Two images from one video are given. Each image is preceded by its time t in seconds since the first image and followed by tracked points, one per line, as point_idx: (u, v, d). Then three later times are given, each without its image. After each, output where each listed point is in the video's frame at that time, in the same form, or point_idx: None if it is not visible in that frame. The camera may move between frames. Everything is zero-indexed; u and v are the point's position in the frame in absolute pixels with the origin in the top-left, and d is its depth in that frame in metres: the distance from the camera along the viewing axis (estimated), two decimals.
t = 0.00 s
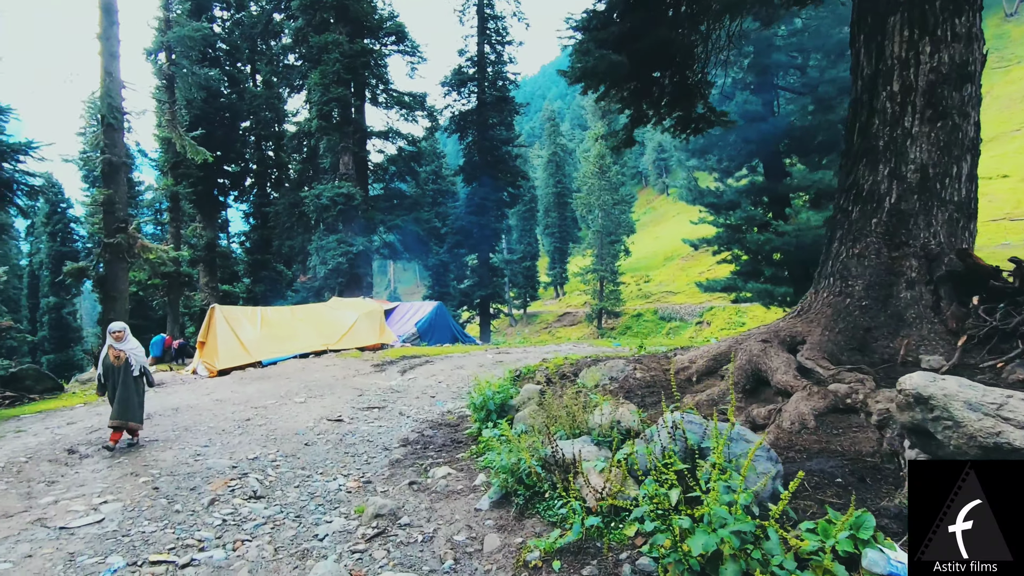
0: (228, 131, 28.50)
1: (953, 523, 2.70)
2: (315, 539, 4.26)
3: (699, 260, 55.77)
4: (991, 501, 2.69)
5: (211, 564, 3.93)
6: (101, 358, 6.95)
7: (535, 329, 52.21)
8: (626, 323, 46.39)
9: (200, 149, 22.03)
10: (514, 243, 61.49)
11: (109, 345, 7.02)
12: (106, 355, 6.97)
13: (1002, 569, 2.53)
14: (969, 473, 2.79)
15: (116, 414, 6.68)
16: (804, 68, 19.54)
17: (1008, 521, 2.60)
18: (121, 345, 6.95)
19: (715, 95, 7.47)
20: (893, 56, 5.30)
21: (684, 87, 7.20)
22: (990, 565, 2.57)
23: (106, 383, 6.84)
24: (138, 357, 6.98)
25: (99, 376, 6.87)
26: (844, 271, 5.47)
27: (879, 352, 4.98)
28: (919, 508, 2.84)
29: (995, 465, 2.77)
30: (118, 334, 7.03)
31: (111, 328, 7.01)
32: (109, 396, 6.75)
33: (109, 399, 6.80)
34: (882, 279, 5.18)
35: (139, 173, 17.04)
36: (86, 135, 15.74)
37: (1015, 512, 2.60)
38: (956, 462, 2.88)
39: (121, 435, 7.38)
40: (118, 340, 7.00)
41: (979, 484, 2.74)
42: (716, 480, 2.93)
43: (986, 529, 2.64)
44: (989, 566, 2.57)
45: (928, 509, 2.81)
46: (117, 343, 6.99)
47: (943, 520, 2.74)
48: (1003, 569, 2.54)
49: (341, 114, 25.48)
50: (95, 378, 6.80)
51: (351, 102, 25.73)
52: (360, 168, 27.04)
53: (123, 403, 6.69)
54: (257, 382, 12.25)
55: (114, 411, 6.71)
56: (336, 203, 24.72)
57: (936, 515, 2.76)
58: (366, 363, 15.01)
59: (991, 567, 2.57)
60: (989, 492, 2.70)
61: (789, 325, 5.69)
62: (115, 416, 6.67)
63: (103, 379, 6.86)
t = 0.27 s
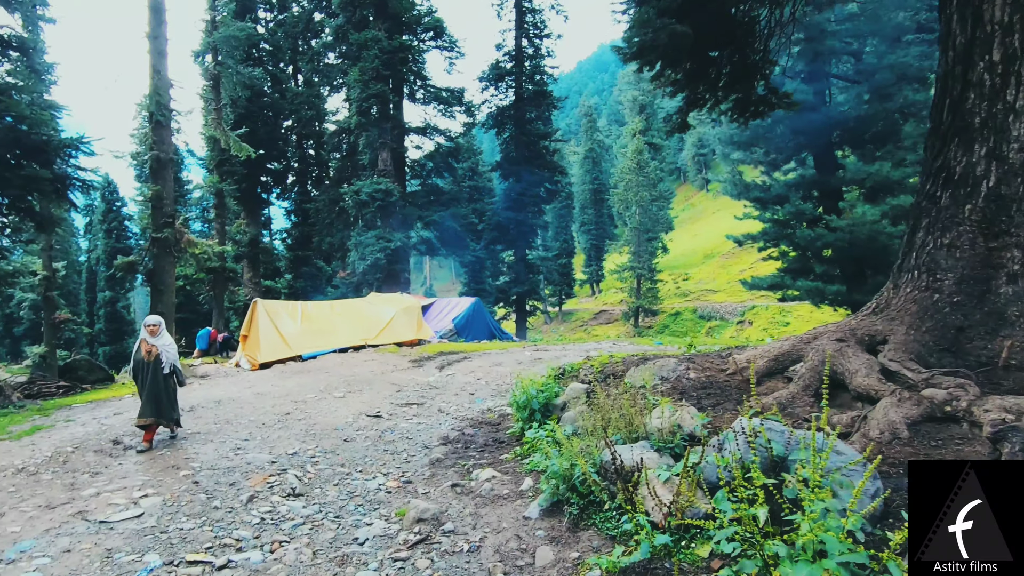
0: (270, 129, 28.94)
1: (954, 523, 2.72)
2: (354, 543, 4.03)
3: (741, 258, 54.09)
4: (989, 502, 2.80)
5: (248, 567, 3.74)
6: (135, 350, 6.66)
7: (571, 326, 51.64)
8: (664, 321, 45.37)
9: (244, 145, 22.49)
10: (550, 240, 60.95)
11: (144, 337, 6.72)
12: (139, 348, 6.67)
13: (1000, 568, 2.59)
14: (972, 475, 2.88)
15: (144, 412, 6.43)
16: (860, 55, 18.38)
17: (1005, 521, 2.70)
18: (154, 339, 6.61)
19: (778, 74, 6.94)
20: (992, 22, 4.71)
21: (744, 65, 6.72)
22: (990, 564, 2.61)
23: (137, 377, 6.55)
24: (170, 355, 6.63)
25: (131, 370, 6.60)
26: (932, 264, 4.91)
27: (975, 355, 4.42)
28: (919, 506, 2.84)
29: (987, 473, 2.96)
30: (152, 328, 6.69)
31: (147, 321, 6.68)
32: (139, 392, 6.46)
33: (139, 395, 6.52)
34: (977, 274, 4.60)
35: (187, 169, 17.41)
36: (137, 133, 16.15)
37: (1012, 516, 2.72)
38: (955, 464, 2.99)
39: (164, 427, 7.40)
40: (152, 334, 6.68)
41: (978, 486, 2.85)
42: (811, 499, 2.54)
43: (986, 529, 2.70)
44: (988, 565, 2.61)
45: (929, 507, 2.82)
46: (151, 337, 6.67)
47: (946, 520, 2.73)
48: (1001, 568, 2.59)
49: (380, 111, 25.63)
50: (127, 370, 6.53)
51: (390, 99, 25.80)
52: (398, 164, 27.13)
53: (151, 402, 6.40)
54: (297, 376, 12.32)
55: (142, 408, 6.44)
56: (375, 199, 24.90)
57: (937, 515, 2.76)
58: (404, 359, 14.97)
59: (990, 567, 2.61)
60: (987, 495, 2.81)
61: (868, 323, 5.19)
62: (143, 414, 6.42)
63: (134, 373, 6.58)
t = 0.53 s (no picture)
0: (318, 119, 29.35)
1: (953, 523, 2.42)
2: (404, 541, 3.84)
3: (793, 250, 51.85)
4: (992, 501, 2.39)
5: (296, 562, 3.60)
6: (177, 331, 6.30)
7: (612, 318, 50.88)
8: (710, 315, 44.08)
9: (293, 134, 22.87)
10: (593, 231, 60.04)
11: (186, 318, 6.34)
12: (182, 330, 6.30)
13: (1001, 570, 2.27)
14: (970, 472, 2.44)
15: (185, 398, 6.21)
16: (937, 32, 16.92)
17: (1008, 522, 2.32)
18: (198, 324, 6.25)
19: (863, 43, 6.23)
20: None
21: (818, 36, 6.06)
22: (990, 565, 2.30)
23: (178, 360, 6.24)
24: (215, 340, 6.30)
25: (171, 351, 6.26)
26: None
27: None
28: (914, 507, 2.52)
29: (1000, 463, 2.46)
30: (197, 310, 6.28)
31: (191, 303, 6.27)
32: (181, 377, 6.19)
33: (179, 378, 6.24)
34: None
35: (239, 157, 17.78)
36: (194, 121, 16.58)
37: (1016, 514, 2.32)
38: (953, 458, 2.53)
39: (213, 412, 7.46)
40: (197, 317, 6.30)
41: (980, 483, 2.42)
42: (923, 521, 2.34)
43: (986, 529, 2.35)
44: (990, 567, 2.29)
45: (926, 507, 2.49)
46: (195, 320, 6.29)
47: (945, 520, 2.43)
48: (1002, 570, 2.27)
49: (425, 99, 25.58)
50: (167, 352, 6.21)
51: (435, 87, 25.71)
52: (442, 152, 27.05)
53: (195, 389, 6.19)
54: (343, 362, 12.38)
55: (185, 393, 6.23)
56: (419, 188, 24.92)
57: (935, 515, 2.46)
58: (448, 347, 14.89)
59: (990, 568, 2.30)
60: (990, 492, 2.39)
61: (972, 322, 4.62)
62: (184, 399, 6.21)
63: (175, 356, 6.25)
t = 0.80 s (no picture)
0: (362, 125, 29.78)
1: (953, 523, 2.46)
2: (450, 558, 3.59)
3: (845, 256, 49.58)
4: (992, 501, 2.42)
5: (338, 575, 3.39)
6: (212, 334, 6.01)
7: (652, 325, 49.77)
8: (754, 324, 42.54)
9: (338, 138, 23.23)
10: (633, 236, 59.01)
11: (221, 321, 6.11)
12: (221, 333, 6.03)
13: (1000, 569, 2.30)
14: (970, 473, 2.50)
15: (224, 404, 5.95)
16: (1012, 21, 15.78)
17: (1007, 521, 2.35)
18: (240, 327, 6.11)
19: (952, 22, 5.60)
20: None
21: (896, 19, 5.56)
22: (990, 565, 2.32)
23: (215, 365, 5.97)
24: (256, 344, 6.21)
25: (208, 356, 5.97)
26: None
27: None
28: (914, 510, 2.59)
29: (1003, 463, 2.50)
30: (238, 313, 6.14)
31: (231, 305, 6.10)
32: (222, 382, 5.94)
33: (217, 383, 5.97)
34: None
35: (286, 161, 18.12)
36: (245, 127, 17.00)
37: (1014, 512, 2.36)
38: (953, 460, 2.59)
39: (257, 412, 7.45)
40: (234, 320, 6.14)
41: (980, 484, 2.45)
42: None
43: (987, 529, 2.37)
44: (988, 567, 2.32)
45: (927, 507, 2.55)
46: (234, 323, 6.13)
47: (942, 519, 2.50)
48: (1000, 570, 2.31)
49: (467, 103, 25.62)
50: (205, 357, 5.89)
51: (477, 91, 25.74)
52: (483, 156, 27.02)
53: (239, 394, 6.02)
54: (384, 365, 12.33)
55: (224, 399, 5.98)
56: (460, 191, 24.92)
57: (933, 514, 2.52)
58: (489, 352, 14.69)
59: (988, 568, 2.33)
60: (988, 492, 2.43)
61: None
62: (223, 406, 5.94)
63: (212, 360, 5.98)
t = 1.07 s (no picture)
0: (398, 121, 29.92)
1: (954, 523, 2.74)
2: (495, 566, 3.37)
3: (894, 254, 47.29)
4: (990, 502, 2.79)
5: None
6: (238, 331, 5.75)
7: (688, 324, 48.56)
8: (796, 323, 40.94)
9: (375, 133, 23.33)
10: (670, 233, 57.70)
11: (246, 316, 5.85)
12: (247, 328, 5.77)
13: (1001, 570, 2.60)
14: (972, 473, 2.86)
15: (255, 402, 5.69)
16: None
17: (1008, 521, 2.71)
18: (267, 321, 5.82)
19: None
20: None
21: None
22: (990, 565, 2.63)
23: (244, 362, 5.72)
24: (285, 338, 5.92)
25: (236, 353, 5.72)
26: None
27: None
28: (917, 508, 2.85)
29: (985, 468, 2.93)
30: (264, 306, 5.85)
31: (255, 298, 5.82)
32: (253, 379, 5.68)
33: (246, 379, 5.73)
34: None
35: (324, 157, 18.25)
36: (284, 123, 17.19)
37: (1012, 515, 2.71)
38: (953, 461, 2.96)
39: (294, 405, 7.39)
40: (260, 313, 5.86)
41: (979, 485, 2.83)
42: None
43: (986, 529, 2.71)
44: (989, 567, 2.63)
45: (928, 507, 2.83)
46: (259, 317, 5.85)
47: (946, 520, 2.75)
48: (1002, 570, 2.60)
49: (502, 98, 25.39)
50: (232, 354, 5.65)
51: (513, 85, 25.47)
52: (519, 151, 26.74)
53: (270, 390, 5.76)
54: (420, 360, 12.25)
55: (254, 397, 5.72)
56: (495, 186, 24.73)
57: (936, 515, 2.78)
58: (525, 348, 14.45)
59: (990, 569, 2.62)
60: (988, 494, 2.80)
61: None
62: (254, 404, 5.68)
63: (241, 357, 5.73)
